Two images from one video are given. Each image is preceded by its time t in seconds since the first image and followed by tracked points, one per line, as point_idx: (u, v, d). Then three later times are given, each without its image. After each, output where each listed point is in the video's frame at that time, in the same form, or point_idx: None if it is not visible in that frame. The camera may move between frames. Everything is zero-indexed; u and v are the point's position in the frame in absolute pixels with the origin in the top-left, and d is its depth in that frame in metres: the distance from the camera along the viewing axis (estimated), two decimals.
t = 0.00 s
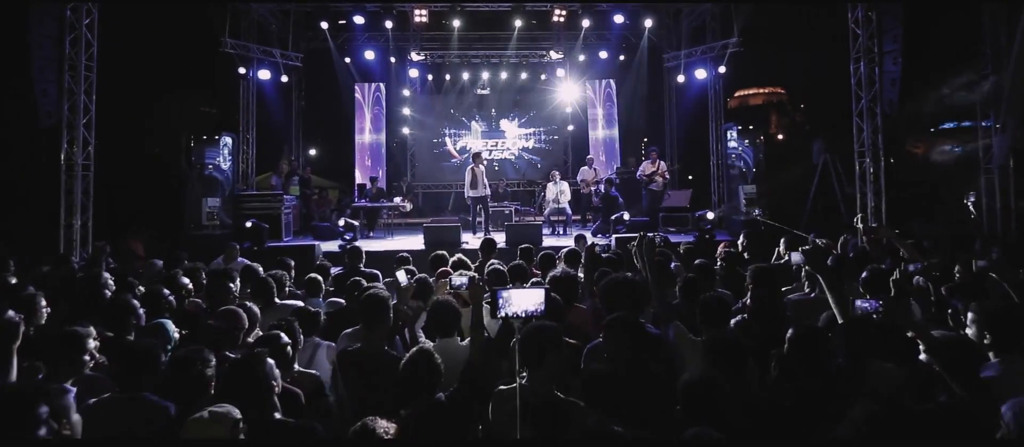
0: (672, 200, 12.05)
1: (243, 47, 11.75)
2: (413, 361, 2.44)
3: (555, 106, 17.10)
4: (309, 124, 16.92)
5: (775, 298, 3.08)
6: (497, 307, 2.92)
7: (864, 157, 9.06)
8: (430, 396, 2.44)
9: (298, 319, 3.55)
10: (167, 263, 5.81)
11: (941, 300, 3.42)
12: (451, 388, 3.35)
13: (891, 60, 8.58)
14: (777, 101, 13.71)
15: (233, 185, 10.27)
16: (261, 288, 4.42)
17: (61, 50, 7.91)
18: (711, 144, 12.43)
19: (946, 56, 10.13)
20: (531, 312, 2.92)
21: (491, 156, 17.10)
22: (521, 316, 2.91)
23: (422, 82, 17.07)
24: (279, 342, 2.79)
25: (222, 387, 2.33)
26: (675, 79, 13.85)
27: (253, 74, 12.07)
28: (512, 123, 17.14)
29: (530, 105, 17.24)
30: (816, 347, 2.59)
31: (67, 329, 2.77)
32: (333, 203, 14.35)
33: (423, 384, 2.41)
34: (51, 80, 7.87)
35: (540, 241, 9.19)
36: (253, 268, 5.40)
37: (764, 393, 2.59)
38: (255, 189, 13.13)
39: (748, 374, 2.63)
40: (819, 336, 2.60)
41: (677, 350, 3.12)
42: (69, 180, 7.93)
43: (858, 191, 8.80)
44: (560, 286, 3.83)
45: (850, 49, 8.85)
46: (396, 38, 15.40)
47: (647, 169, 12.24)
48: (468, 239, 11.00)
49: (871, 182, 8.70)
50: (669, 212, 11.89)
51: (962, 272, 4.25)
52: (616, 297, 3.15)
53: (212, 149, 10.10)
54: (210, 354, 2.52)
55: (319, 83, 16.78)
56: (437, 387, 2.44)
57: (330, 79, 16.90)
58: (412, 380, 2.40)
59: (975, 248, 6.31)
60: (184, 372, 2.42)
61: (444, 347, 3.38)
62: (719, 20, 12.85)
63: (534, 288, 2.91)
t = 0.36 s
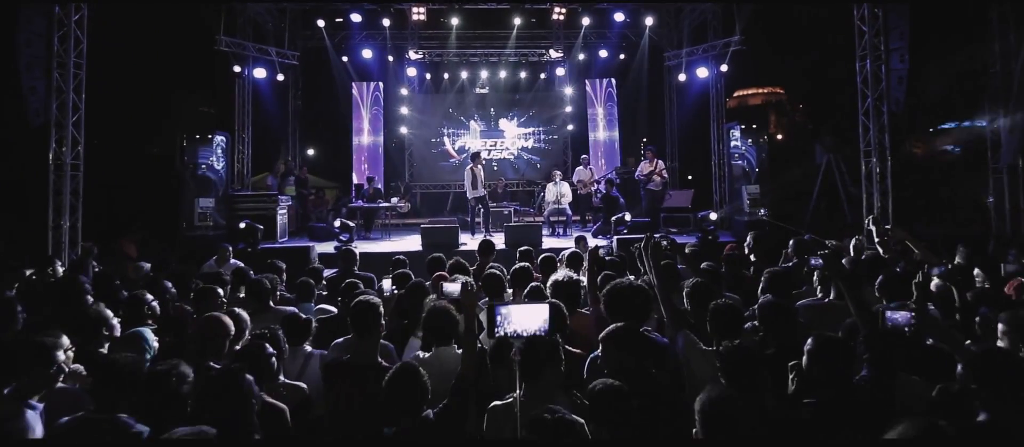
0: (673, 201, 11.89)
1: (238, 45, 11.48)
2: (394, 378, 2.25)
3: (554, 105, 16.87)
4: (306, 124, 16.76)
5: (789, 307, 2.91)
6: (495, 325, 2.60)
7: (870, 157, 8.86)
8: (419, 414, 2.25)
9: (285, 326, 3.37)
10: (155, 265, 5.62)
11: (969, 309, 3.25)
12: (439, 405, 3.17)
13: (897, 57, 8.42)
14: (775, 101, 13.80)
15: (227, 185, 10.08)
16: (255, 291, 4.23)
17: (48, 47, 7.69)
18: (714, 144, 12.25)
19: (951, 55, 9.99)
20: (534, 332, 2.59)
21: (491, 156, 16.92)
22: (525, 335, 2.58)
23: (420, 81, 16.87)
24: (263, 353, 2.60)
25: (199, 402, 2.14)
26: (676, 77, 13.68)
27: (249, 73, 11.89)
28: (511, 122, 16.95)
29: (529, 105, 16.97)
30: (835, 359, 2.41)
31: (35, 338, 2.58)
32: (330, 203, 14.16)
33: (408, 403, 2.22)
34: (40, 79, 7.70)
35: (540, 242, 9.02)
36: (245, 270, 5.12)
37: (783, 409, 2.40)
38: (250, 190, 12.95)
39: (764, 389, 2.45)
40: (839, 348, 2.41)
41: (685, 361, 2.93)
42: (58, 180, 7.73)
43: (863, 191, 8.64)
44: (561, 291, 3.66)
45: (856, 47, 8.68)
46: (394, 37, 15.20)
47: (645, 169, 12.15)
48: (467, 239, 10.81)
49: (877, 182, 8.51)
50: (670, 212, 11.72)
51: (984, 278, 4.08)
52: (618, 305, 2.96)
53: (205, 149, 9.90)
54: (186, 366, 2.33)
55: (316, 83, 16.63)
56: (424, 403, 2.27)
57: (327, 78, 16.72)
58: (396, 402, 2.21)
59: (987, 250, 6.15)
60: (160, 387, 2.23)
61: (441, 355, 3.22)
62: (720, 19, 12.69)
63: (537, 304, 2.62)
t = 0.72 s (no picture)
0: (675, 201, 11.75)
1: (234, 43, 11.32)
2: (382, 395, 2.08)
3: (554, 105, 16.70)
4: (302, 123, 16.59)
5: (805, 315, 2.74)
6: (502, 350, 2.32)
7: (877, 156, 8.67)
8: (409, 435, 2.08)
9: (272, 334, 3.20)
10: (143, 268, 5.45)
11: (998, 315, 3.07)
12: (431, 423, 3.05)
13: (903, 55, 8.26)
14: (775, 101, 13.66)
15: (221, 186, 9.90)
16: (253, 297, 3.97)
17: (37, 44, 7.51)
18: (716, 143, 12.09)
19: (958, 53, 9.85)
20: (545, 353, 2.34)
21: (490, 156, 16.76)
22: (536, 359, 2.33)
23: (418, 80, 16.69)
24: (244, 367, 2.43)
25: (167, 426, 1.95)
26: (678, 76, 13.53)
27: (244, 71, 11.72)
28: (511, 122, 16.79)
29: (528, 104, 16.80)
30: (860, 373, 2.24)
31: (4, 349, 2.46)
32: (326, 204, 13.98)
33: (395, 423, 2.05)
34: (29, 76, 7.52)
35: (540, 244, 8.84)
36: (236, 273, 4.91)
37: (804, 429, 2.23)
38: (245, 190, 12.76)
39: (783, 407, 2.27)
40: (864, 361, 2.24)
41: (696, 374, 2.75)
42: (47, 180, 7.55)
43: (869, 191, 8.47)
44: (563, 296, 3.48)
45: (862, 44, 8.52)
46: (391, 35, 15.03)
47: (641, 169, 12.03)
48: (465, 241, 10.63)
49: (884, 182, 8.33)
50: (671, 213, 11.56)
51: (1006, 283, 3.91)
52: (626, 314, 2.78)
53: (198, 148, 9.72)
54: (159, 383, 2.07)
55: (313, 82, 16.48)
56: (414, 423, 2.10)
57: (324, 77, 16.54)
58: (385, 421, 2.04)
59: (1000, 252, 5.99)
60: (126, 410, 1.97)
61: (436, 364, 3.05)
62: (722, 17, 12.54)
63: (549, 324, 2.35)
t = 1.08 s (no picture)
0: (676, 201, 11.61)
1: (229, 41, 11.14)
2: (373, 417, 1.89)
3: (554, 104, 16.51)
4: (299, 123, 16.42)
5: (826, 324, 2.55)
6: (504, 382, 2.08)
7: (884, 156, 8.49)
8: None
9: (260, 341, 3.02)
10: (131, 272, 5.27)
11: None
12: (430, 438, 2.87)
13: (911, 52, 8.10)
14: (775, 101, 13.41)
15: (215, 186, 9.71)
16: (244, 304, 3.78)
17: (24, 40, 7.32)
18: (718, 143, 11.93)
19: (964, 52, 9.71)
20: (553, 384, 2.10)
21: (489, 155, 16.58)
22: (544, 393, 2.09)
23: (416, 79, 16.51)
24: (222, 380, 2.24)
25: None
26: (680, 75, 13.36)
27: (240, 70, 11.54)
28: (511, 121, 16.60)
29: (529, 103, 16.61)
30: (891, 390, 2.00)
31: None
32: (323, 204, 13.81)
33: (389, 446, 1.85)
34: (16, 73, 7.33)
35: (540, 245, 8.66)
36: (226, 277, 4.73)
37: None
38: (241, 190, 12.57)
39: (804, 429, 2.07)
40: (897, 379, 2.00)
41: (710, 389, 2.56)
42: (34, 180, 7.36)
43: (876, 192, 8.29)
44: (565, 300, 3.33)
45: (869, 41, 8.33)
46: (389, 33, 14.85)
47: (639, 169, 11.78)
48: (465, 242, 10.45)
49: (892, 182, 8.15)
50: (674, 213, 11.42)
51: None
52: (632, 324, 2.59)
53: (191, 147, 9.45)
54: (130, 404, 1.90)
55: (310, 82, 16.32)
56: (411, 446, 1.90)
57: (321, 76, 16.38)
58: (375, 446, 1.84)
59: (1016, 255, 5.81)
60: (91, 434, 1.78)
61: (433, 374, 2.85)
62: (724, 15, 12.39)
63: (557, 354, 2.09)
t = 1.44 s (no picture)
0: (679, 201, 11.47)
1: (225, 39, 10.97)
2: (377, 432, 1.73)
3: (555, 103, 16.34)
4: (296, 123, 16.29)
5: (852, 332, 2.36)
6: (517, 427, 1.88)
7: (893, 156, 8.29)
8: None
9: (249, 349, 2.84)
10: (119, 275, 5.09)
11: None
12: None
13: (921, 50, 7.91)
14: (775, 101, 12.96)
15: (210, 187, 9.54)
16: (234, 309, 3.58)
17: (13, 38, 7.12)
18: (721, 143, 11.63)
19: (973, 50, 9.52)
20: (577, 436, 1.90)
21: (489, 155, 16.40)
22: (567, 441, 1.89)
23: (415, 78, 16.30)
24: (202, 396, 2.09)
25: None
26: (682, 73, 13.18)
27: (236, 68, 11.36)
28: (510, 121, 16.41)
29: (529, 102, 16.43)
30: (932, 408, 1.82)
31: None
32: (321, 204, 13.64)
33: None
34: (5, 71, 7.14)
35: (542, 246, 8.46)
36: (216, 281, 4.52)
37: None
38: (237, 191, 12.39)
39: None
40: (938, 397, 1.81)
41: (728, 405, 2.38)
42: (24, 180, 7.17)
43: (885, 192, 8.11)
44: (570, 307, 3.17)
45: (878, 38, 8.15)
46: (388, 32, 14.65)
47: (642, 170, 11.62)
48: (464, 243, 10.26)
49: (900, 182, 7.97)
50: (677, 214, 11.30)
51: None
52: (644, 334, 2.42)
53: (186, 147, 9.31)
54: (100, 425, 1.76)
55: (308, 79, 16.15)
56: None
57: (319, 75, 16.20)
58: None
59: None
60: None
61: (431, 385, 2.67)
62: (727, 13, 12.22)
63: (578, 395, 1.91)
